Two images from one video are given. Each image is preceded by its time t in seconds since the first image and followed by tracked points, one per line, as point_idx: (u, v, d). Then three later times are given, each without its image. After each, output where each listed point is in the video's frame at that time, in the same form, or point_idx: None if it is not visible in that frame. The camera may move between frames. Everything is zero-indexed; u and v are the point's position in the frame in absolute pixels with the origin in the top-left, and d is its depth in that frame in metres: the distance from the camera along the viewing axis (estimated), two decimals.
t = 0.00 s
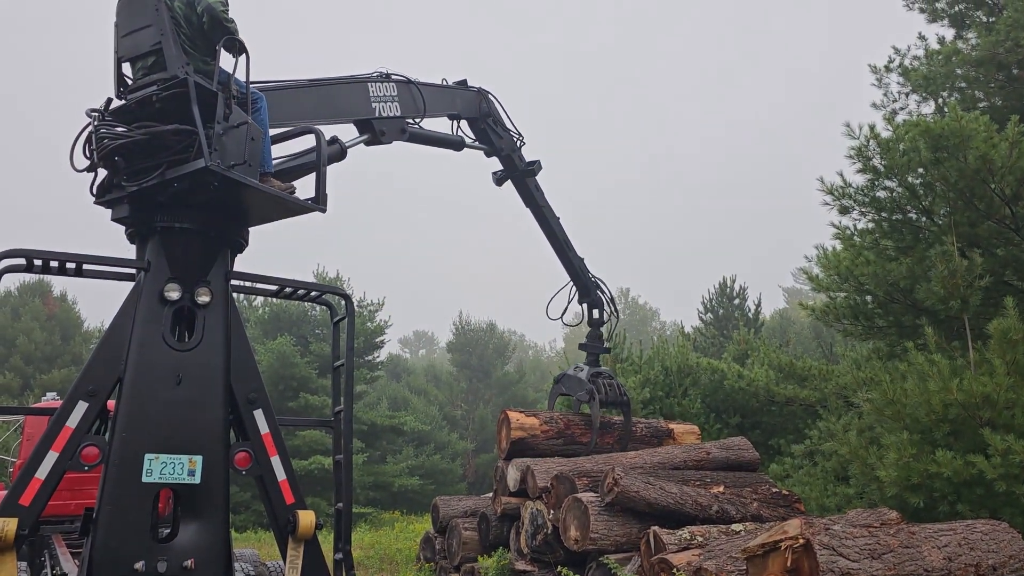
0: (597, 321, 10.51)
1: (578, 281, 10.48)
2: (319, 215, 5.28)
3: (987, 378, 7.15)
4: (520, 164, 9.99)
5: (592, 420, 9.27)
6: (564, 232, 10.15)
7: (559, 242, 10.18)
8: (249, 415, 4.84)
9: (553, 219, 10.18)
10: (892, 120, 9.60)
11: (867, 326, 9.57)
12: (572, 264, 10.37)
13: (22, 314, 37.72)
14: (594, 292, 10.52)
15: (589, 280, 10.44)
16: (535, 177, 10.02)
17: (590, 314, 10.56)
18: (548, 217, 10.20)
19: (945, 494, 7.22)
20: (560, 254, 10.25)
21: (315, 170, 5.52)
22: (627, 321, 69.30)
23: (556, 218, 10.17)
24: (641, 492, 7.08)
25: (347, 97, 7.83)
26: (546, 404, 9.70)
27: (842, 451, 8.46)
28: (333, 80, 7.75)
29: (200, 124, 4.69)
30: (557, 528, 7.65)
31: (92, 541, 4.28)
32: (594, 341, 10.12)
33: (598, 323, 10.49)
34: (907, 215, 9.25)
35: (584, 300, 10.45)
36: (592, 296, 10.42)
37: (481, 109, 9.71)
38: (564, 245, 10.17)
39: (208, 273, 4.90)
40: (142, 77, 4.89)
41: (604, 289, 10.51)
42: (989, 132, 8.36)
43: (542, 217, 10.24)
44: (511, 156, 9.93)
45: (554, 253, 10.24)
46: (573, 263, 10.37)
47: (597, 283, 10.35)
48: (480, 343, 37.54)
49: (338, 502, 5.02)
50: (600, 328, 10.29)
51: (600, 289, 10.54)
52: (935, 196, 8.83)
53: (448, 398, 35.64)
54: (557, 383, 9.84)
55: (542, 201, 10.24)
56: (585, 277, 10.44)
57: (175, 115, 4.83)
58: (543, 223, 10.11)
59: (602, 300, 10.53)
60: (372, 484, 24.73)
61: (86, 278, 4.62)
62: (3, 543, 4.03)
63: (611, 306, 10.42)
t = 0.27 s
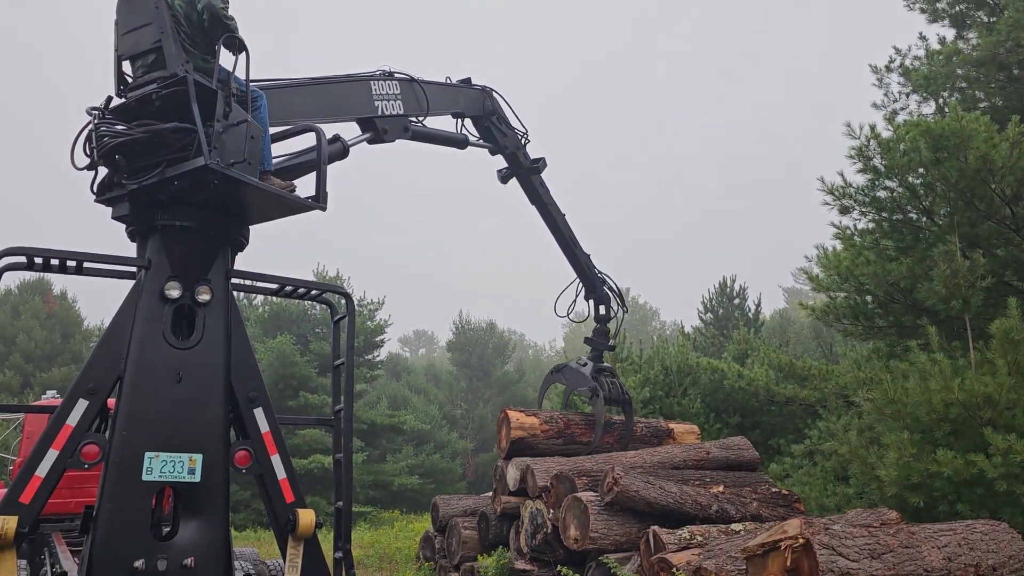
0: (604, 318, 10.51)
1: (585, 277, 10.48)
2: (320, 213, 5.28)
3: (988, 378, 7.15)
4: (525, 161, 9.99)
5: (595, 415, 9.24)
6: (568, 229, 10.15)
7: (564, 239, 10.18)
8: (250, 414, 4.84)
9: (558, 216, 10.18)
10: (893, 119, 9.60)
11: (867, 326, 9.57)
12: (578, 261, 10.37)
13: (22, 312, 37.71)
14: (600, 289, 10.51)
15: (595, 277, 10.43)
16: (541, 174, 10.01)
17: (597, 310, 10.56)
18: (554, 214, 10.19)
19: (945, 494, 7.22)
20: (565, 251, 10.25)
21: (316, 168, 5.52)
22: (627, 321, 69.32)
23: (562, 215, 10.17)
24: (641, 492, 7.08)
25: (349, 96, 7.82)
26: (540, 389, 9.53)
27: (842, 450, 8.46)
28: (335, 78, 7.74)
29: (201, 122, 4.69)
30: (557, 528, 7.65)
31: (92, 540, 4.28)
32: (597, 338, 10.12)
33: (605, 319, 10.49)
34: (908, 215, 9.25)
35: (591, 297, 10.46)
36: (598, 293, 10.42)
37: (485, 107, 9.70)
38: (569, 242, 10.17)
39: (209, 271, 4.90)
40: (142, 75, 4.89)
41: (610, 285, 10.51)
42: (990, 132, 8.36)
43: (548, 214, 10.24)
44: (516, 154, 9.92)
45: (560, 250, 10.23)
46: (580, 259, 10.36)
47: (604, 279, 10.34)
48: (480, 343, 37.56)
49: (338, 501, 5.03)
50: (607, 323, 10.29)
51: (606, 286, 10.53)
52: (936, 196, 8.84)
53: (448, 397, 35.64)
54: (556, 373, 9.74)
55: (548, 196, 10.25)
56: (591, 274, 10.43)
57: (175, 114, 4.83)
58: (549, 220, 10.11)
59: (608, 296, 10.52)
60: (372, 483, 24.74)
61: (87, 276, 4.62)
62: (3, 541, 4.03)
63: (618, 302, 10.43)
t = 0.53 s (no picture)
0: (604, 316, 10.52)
1: (585, 275, 10.48)
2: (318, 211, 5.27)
3: (987, 377, 7.15)
4: (524, 160, 9.98)
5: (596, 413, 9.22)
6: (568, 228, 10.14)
7: (564, 238, 10.18)
8: (248, 412, 4.84)
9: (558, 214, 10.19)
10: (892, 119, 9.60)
11: (866, 325, 9.57)
12: (578, 259, 10.37)
13: (20, 310, 37.66)
14: (600, 286, 10.51)
15: (595, 275, 10.43)
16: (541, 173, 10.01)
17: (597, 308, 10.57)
18: (553, 212, 10.19)
19: (943, 493, 7.23)
20: (565, 249, 10.25)
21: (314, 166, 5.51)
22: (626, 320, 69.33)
23: (561, 214, 10.17)
24: (639, 491, 7.08)
25: (349, 94, 7.81)
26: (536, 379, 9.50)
27: (840, 449, 8.47)
28: (335, 77, 7.74)
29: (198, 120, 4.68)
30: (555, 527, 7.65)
31: (90, 537, 4.27)
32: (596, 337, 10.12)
33: (605, 317, 10.48)
34: (907, 215, 9.25)
35: (590, 295, 10.47)
36: (598, 291, 10.42)
37: (485, 106, 9.69)
38: (569, 242, 10.17)
39: (207, 269, 4.90)
40: (140, 72, 4.88)
41: (610, 283, 10.51)
42: (989, 131, 8.36)
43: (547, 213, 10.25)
44: (516, 153, 9.92)
45: (560, 247, 10.23)
46: (579, 257, 10.36)
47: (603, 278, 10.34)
48: (478, 341, 37.55)
49: (336, 500, 5.03)
50: (607, 321, 10.29)
51: (606, 283, 10.53)
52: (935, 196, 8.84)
53: (446, 395, 35.63)
54: (554, 368, 9.71)
55: (548, 194, 10.25)
56: (590, 271, 10.43)
57: (173, 111, 4.82)
58: (549, 219, 10.12)
59: (608, 293, 10.53)
60: (371, 481, 24.72)
61: (85, 273, 4.61)
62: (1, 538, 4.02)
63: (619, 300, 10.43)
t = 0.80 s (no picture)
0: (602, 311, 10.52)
1: (581, 269, 10.47)
2: (316, 208, 5.26)
3: (985, 376, 7.16)
4: (522, 157, 9.97)
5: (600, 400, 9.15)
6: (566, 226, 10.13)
7: (563, 235, 10.18)
8: (246, 409, 4.84)
9: (556, 209, 10.17)
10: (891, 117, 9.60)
11: (864, 324, 9.57)
12: (575, 254, 10.35)
13: (18, 306, 37.62)
14: (596, 280, 10.50)
15: (592, 269, 10.42)
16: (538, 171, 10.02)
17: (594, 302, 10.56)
18: (552, 209, 10.19)
19: (941, 491, 7.23)
20: (562, 245, 10.24)
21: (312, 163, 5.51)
22: (625, 318, 69.33)
23: (558, 210, 10.16)
24: (638, 489, 7.08)
25: (347, 92, 7.81)
26: (538, 376, 9.58)
27: (838, 447, 8.48)
28: (333, 75, 7.73)
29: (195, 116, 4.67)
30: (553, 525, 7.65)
31: (87, 533, 4.26)
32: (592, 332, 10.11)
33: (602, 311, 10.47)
34: (906, 213, 9.26)
35: (589, 289, 10.43)
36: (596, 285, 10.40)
37: (483, 104, 9.68)
38: (568, 238, 10.16)
39: (206, 266, 4.89)
40: (138, 69, 4.87)
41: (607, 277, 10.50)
42: (988, 130, 8.37)
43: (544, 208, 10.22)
44: (514, 150, 9.92)
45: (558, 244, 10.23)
46: (576, 252, 10.35)
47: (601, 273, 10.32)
48: (477, 339, 37.54)
49: (334, 497, 5.03)
50: (603, 314, 10.29)
51: (603, 277, 10.52)
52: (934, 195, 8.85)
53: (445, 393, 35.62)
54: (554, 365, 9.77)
55: (545, 192, 10.25)
56: (587, 265, 10.43)
57: (171, 108, 4.81)
58: (546, 216, 10.11)
59: (605, 288, 10.52)
60: (369, 479, 24.71)
61: (84, 270, 4.61)
62: None
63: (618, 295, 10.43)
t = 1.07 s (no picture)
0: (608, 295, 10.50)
1: (587, 253, 10.46)
2: (316, 204, 5.25)
3: (984, 374, 7.16)
4: (525, 144, 9.98)
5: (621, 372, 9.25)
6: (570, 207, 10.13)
7: (566, 219, 10.17)
8: (246, 406, 4.84)
9: (559, 194, 10.17)
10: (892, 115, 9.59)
11: (864, 322, 9.55)
12: (580, 237, 10.34)
13: (18, 303, 37.63)
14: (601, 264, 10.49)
15: (597, 252, 10.41)
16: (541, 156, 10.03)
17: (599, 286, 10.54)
18: (555, 195, 10.18)
19: (940, 489, 7.24)
20: (566, 230, 10.24)
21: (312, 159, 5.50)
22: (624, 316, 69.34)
23: (562, 194, 10.16)
24: (637, 486, 7.08)
25: (348, 84, 7.80)
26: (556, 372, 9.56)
27: (838, 445, 8.48)
28: (334, 67, 7.73)
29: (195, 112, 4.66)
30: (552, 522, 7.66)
31: (87, 530, 4.26)
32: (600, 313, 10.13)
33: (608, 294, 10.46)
34: (907, 211, 9.26)
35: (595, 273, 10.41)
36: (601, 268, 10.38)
37: (484, 92, 9.68)
38: (571, 220, 10.15)
39: (206, 263, 4.89)
40: (138, 65, 4.86)
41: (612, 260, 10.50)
42: (989, 129, 8.36)
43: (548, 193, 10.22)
44: (516, 137, 9.93)
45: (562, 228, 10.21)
46: (581, 237, 10.34)
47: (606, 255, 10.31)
48: (477, 336, 37.54)
49: (334, 494, 5.03)
50: (608, 297, 10.28)
51: (608, 260, 10.52)
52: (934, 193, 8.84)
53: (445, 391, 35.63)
54: (568, 355, 9.75)
55: (548, 177, 10.25)
56: (592, 249, 10.42)
57: (171, 104, 4.81)
58: (550, 200, 10.10)
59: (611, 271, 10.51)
60: (369, 476, 24.71)
61: (84, 266, 4.60)
62: None
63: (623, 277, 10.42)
